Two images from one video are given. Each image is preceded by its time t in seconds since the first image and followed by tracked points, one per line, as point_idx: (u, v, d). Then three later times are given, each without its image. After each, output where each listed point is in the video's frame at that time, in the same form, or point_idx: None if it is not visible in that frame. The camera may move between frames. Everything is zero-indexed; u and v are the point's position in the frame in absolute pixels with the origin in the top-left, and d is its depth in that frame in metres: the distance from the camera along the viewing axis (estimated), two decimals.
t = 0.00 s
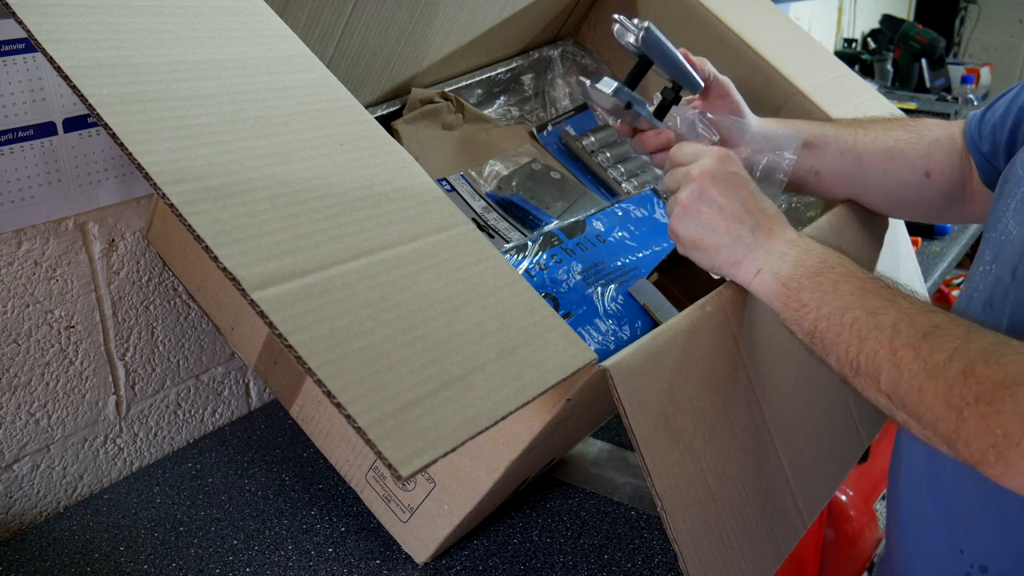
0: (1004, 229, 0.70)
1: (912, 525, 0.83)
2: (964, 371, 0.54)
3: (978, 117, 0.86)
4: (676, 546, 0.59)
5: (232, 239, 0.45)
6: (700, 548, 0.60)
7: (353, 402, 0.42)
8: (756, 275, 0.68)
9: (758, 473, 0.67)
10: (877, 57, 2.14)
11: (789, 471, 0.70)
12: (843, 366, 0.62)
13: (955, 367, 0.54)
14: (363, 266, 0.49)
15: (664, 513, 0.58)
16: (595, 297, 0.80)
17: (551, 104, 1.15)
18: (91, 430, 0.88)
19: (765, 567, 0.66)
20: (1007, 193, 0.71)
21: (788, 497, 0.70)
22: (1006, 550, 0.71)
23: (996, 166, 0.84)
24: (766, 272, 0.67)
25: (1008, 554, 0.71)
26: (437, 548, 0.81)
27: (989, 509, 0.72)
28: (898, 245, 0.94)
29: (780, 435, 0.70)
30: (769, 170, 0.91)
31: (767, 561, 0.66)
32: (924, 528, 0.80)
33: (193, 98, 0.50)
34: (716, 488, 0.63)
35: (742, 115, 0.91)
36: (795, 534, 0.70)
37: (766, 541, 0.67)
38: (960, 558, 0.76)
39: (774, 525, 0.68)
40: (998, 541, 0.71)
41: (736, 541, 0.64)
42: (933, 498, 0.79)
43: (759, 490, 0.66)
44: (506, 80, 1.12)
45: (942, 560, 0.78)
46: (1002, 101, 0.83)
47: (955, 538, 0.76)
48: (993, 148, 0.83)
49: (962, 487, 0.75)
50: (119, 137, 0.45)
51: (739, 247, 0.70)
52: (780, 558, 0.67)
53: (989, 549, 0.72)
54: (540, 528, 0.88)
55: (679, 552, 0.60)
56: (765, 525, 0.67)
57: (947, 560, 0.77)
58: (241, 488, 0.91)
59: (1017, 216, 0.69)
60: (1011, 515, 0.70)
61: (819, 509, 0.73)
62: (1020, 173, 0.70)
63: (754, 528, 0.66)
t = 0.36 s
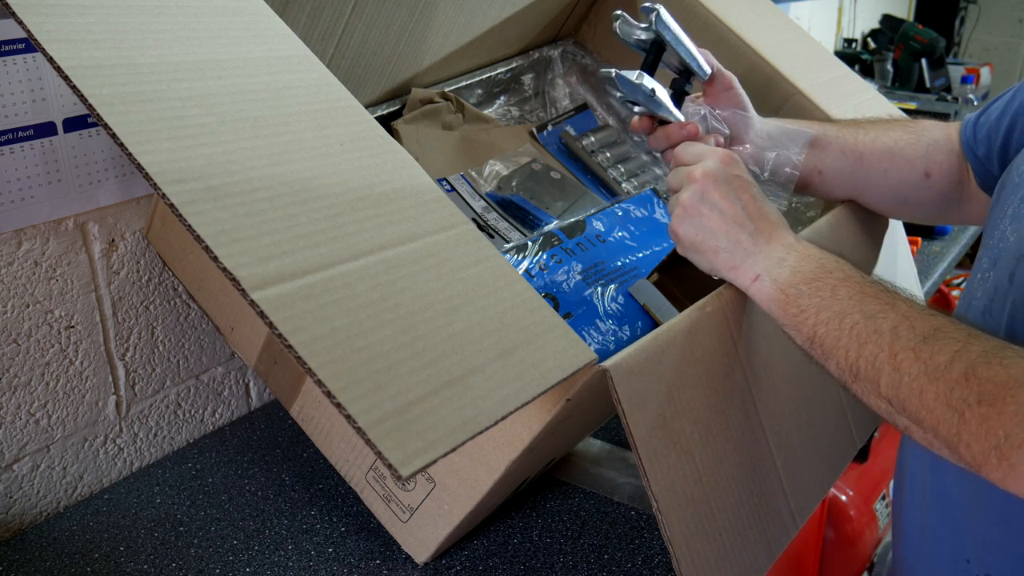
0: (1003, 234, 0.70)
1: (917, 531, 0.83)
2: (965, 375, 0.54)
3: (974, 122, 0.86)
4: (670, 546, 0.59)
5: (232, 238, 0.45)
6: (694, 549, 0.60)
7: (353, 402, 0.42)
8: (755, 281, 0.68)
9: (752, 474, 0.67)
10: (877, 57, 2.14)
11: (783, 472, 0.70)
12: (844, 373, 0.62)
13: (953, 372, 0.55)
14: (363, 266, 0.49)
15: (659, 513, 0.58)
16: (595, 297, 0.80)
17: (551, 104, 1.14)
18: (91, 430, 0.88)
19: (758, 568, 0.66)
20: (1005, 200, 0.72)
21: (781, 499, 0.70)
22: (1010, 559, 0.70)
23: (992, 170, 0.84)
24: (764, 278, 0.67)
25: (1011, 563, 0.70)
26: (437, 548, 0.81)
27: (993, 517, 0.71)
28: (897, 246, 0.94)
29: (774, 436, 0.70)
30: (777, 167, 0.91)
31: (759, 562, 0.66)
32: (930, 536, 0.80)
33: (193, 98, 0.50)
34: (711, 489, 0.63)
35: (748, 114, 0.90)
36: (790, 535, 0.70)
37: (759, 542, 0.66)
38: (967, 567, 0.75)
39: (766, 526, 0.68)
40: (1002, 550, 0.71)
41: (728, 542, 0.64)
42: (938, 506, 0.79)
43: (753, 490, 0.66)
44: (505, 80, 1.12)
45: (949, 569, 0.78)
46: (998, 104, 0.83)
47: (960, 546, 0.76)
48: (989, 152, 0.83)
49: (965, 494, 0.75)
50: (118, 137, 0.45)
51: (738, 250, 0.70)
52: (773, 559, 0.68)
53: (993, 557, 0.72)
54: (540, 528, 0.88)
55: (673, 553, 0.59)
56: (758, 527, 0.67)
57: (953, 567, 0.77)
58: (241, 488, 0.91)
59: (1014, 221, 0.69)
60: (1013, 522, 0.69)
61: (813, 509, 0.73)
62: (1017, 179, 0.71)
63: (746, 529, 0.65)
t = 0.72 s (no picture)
0: (1005, 235, 0.70)
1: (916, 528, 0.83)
2: (966, 377, 0.55)
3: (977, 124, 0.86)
4: (669, 547, 0.59)
5: (232, 238, 0.45)
6: (693, 549, 0.60)
7: (353, 402, 0.42)
8: (753, 284, 0.68)
9: (751, 474, 0.67)
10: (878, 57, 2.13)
11: (782, 472, 0.71)
12: (844, 372, 0.62)
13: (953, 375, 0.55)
14: (363, 266, 0.49)
15: (658, 513, 0.58)
16: (595, 297, 0.80)
17: (551, 104, 1.15)
18: (91, 430, 0.88)
19: (757, 569, 0.66)
20: (1008, 199, 0.72)
21: (780, 499, 0.69)
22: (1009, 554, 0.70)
23: (993, 172, 0.84)
24: (761, 282, 0.67)
25: (1010, 558, 0.70)
26: (437, 548, 0.81)
27: (992, 512, 0.72)
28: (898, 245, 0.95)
29: (773, 436, 0.70)
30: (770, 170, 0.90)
31: (758, 562, 0.66)
32: (929, 534, 0.80)
33: (193, 98, 0.50)
34: (710, 489, 0.63)
35: (753, 114, 0.88)
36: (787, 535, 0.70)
37: (758, 542, 0.66)
38: (964, 563, 0.75)
39: (765, 526, 0.68)
40: (1000, 545, 0.71)
41: (727, 542, 0.64)
42: (937, 503, 0.79)
43: (752, 491, 0.66)
44: (506, 80, 1.12)
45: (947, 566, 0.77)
46: (1001, 107, 0.83)
47: (958, 543, 0.76)
48: (992, 154, 0.84)
49: (963, 490, 0.75)
50: (118, 137, 0.45)
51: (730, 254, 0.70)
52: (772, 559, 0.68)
53: (991, 552, 0.72)
54: (540, 528, 0.88)
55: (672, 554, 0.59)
56: (757, 527, 0.67)
57: (951, 564, 0.77)
58: (241, 488, 0.91)
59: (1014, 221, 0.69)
60: (1012, 517, 0.69)
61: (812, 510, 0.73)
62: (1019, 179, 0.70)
63: (745, 529, 0.65)
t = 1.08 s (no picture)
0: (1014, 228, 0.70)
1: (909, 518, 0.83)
2: (969, 375, 0.54)
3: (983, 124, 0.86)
4: (671, 546, 0.59)
5: (232, 238, 0.45)
6: (694, 548, 0.60)
7: (354, 402, 0.42)
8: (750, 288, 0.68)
9: (752, 474, 0.67)
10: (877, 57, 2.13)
11: (782, 472, 0.71)
12: (846, 371, 0.62)
13: (956, 370, 0.55)
14: (363, 266, 0.49)
15: (659, 513, 0.58)
16: (595, 297, 0.80)
17: (551, 104, 1.15)
18: (91, 430, 0.88)
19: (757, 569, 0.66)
20: (1014, 192, 0.71)
21: (781, 498, 0.70)
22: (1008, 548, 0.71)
23: (998, 172, 0.84)
24: (756, 285, 0.67)
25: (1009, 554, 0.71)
26: (437, 548, 0.81)
27: (994, 507, 0.72)
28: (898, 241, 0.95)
29: (774, 436, 0.70)
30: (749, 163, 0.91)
31: (759, 562, 0.66)
32: (924, 525, 0.80)
33: (193, 98, 0.50)
34: (712, 489, 0.63)
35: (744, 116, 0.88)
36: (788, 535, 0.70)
37: (760, 542, 0.66)
38: (961, 555, 0.75)
39: (767, 525, 0.68)
40: (1001, 539, 0.71)
41: (728, 541, 0.64)
42: (934, 496, 0.79)
43: (751, 490, 0.66)
44: (506, 80, 1.12)
45: (941, 558, 0.78)
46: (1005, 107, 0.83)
47: (956, 535, 0.76)
48: (997, 154, 0.84)
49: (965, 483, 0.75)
50: (118, 137, 0.45)
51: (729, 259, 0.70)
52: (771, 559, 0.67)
53: (991, 547, 0.72)
54: (540, 528, 0.88)
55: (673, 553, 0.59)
56: (758, 527, 0.67)
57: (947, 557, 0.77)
58: (241, 488, 0.91)
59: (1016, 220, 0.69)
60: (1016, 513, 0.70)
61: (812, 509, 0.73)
62: None
63: (747, 529, 0.65)
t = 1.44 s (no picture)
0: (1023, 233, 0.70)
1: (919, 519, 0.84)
2: (925, 364, 0.56)
3: (997, 127, 0.83)
4: (686, 543, 0.58)
5: (231, 239, 0.45)
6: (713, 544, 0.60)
7: (353, 402, 0.42)
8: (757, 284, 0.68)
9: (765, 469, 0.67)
10: (877, 57, 2.13)
11: (799, 467, 0.70)
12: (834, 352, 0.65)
13: (922, 354, 0.57)
14: (363, 266, 0.49)
15: (671, 510, 0.58)
16: (595, 297, 0.80)
17: (551, 104, 1.15)
18: (91, 430, 0.88)
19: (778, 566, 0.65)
20: None
21: (801, 491, 0.70)
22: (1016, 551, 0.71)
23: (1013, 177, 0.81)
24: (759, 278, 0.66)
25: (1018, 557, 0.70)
26: (437, 548, 0.81)
27: (999, 509, 0.72)
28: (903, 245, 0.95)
29: (787, 431, 0.70)
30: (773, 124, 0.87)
31: (779, 559, 0.66)
32: (933, 526, 0.81)
33: (193, 98, 0.50)
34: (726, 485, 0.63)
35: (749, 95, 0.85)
36: (806, 534, 0.70)
37: (779, 537, 0.66)
38: (969, 556, 0.76)
39: (785, 520, 0.67)
40: (1008, 542, 0.71)
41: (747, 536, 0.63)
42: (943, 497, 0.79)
43: (765, 487, 0.66)
44: (505, 80, 1.12)
45: (952, 558, 0.78)
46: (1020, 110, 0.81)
47: (965, 539, 0.76)
48: (1013, 160, 0.81)
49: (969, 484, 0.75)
50: (118, 137, 0.45)
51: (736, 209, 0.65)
52: (793, 556, 0.67)
53: (999, 549, 0.72)
54: (540, 528, 0.88)
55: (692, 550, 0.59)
56: (777, 521, 0.67)
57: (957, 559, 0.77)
58: (241, 488, 0.91)
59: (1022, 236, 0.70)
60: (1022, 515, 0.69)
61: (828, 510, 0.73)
62: None
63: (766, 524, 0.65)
